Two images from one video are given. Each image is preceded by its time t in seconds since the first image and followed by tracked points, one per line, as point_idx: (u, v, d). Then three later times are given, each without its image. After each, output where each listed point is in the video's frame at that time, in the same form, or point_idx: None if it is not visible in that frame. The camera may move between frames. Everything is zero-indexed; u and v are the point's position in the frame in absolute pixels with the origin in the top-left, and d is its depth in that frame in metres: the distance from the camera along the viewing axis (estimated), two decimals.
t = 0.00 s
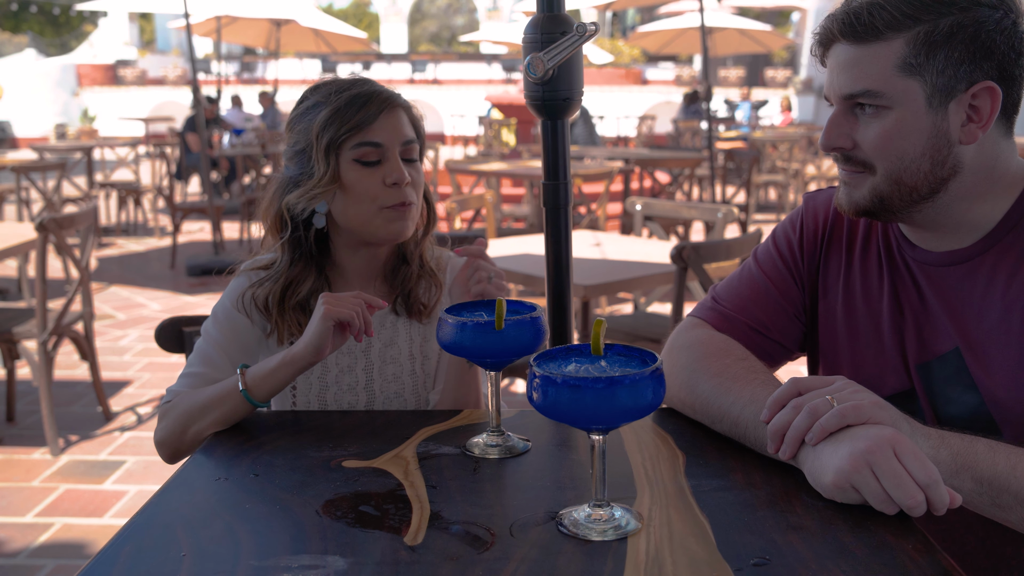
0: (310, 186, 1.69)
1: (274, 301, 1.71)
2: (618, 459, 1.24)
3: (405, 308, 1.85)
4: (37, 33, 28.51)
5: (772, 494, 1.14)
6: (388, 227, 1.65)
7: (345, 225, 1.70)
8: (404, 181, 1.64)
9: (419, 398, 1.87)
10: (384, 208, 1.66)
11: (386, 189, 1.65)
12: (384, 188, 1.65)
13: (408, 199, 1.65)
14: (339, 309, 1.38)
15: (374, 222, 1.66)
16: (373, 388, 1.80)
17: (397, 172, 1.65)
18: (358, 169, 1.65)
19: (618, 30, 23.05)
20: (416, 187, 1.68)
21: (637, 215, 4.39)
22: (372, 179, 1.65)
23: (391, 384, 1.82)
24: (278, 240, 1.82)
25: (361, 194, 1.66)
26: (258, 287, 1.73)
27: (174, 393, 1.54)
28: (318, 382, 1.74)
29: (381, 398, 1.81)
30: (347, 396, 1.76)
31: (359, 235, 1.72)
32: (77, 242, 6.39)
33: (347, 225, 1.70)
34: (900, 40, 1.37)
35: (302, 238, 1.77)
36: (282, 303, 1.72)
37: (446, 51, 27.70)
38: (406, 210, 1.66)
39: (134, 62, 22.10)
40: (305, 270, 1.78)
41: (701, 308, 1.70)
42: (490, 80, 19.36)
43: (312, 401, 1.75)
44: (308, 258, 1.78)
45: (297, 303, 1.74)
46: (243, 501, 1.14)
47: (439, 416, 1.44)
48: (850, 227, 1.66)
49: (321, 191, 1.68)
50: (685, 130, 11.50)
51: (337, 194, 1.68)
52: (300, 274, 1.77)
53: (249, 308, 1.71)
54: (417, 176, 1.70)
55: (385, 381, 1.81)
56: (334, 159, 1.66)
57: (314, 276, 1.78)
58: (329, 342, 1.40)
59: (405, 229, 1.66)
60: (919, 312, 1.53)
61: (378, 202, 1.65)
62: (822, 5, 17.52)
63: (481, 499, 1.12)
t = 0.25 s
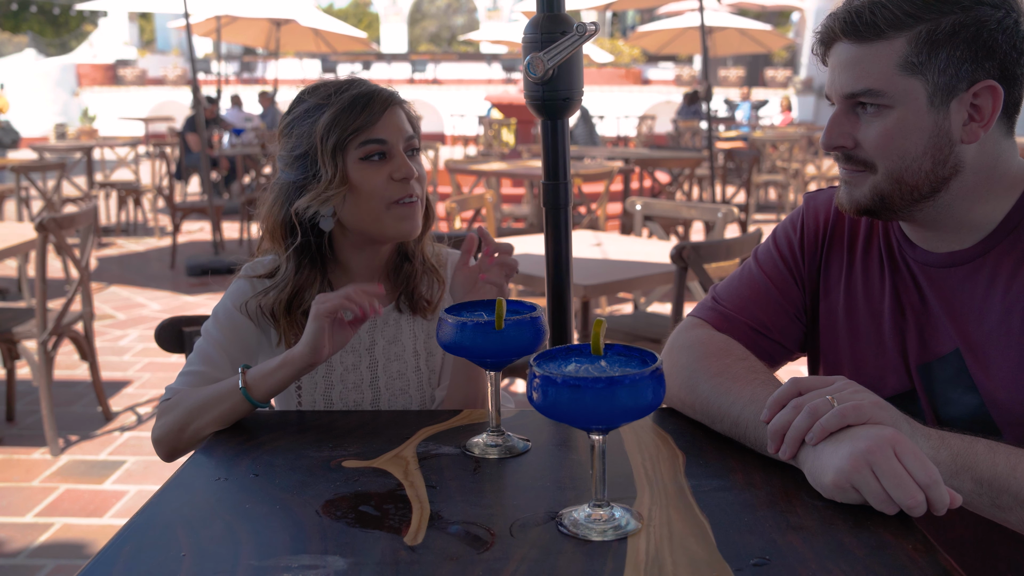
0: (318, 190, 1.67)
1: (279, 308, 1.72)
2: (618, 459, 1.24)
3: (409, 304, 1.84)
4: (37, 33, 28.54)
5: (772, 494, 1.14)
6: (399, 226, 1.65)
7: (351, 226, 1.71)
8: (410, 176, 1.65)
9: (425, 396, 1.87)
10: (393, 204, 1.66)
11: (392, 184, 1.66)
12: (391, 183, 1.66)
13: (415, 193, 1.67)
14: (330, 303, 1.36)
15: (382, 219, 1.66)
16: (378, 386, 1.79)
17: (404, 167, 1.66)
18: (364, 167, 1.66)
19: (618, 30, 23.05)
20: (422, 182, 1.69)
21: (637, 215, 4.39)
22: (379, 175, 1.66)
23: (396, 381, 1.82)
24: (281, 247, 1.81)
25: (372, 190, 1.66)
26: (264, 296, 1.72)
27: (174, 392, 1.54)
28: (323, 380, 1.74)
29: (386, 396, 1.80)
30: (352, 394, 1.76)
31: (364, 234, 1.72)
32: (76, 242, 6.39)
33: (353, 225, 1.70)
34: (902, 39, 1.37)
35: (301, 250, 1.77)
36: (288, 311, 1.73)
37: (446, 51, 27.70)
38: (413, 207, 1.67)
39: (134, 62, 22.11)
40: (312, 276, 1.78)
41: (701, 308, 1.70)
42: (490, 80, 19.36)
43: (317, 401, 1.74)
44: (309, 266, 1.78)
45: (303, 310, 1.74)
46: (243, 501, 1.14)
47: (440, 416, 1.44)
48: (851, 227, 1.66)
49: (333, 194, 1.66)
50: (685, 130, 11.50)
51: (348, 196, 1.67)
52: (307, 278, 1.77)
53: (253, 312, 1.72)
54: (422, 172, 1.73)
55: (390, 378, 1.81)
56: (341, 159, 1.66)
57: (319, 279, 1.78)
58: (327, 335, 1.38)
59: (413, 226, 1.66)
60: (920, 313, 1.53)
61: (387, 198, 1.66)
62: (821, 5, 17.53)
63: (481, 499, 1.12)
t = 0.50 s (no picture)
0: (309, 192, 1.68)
1: (276, 310, 1.71)
2: (619, 459, 1.24)
3: (410, 309, 1.83)
4: (37, 32, 28.59)
5: (772, 494, 1.14)
6: (388, 226, 1.65)
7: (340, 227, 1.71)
8: (396, 176, 1.65)
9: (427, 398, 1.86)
10: (377, 206, 1.65)
11: (376, 186, 1.65)
12: (374, 184, 1.65)
13: (402, 196, 1.66)
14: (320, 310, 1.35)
15: (370, 218, 1.66)
16: (380, 387, 1.79)
17: (387, 168, 1.66)
18: (352, 169, 1.65)
19: (618, 30, 23.05)
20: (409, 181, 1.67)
21: (637, 215, 4.39)
22: (361, 176, 1.65)
23: (397, 383, 1.81)
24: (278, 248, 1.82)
25: (356, 192, 1.65)
26: (259, 296, 1.72)
27: (173, 393, 1.53)
28: (324, 383, 1.74)
29: (388, 397, 1.80)
30: (353, 396, 1.77)
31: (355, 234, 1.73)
32: (76, 242, 6.39)
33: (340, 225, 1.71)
34: (902, 37, 1.37)
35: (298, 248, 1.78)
36: (286, 311, 1.73)
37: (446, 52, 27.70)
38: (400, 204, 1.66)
39: (134, 62, 22.13)
40: (307, 275, 1.78)
41: (701, 308, 1.70)
42: (490, 80, 19.36)
43: (318, 402, 1.75)
44: (304, 264, 1.78)
45: (300, 309, 1.74)
46: (243, 501, 1.14)
47: (440, 416, 1.44)
48: (851, 228, 1.66)
49: (322, 196, 1.67)
50: (685, 130, 11.50)
51: (334, 198, 1.68)
52: (303, 278, 1.77)
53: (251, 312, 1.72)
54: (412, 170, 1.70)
55: (392, 380, 1.81)
56: (331, 162, 1.66)
57: (314, 278, 1.79)
58: (325, 341, 1.38)
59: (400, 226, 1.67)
60: (920, 313, 1.53)
61: (370, 201, 1.65)
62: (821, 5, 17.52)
63: (480, 499, 1.12)
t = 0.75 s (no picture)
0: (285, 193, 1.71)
1: (274, 307, 1.72)
2: (619, 459, 1.24)
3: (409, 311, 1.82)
4: (37, 32, 28.63)
5: (773, 494, 1.14)
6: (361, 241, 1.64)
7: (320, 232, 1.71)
8: (366, 181, 1.64)
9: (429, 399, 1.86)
10: (350, 214, 1.66)
11: (348, 191, 1.65)
12: (345, 189, 1.65)
13: (377, 203, 1.65)
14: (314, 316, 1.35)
15: (344, 226, 1.66)
16: (381, 388, 1.79)
17: (358, 173, 1.65)
18: (325, 172, 1.66)
19: (618, 30, 23.05)
20: (384, 189, 1.66)
21: (638, 215, 4.39)
22: (333, 179, 1.65)
23: (399, 384, 1.81)
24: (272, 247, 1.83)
25: (327, 196, 1.66)
26: (256, 294, 1.73)
27: (173, 394, 1.53)
28: (325, 384, 1.75)
29: (390, 398, 1.80)
30: (355, 397, 1.77)
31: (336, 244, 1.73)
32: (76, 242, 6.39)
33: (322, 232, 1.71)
34: (902, 37, 1.37)
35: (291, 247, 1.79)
36: (282, 309, 1.73)
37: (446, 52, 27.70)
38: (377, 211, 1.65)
39: (135, 62, 22.14)
40: (300, 273, 1.79)
41: (701, 307, 1.70)
42: (491, 80, 19.36)
43: (319, 402, 1.75)
44: (297, 263, 1.79)
45: (294, 304, 1.74)
46: (243, 501, 1.14)
47: (441, 416, 1.44)
48: (851, 228, 1.66)
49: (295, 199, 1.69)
50: (686, 131, 11.50)
51: (308, 200, 1.70)
52: (297, 278, 1.78)
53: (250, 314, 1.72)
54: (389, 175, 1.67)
55: (394, 381, 1.81)
56: (303, 164, 1.67)
57: (308, 278, 1.79)
58: (320, 345, 1.38)
59: (377, 239, 1.66)
60: (920, 313, 1.53)
61: (343, 211, 1.65)
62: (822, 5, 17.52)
63: (481, 499, 1.12)
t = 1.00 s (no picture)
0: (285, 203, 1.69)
1: (274, 306, 1.71)
2: (619, 459, 1.24)
3: (410, 313, 1.82)
4: (38, 32, 28.67)
5: (773, 494, 1.13)
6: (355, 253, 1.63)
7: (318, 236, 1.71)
8: (367, 197, 1.63)
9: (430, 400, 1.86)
10: (348, 227, 1.64)
11: (349, 206, 1.64)
12: (346, 203, 1.64)
13: (372, 217, 1.64)
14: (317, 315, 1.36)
15: (341, 235, 1.65)
16: (381, 388, 1.79)
17: (359, 188, 1.64)
18: (326, 184, 1.64)
19: (618, 30, 23.06)
20: (382, 204, 1.66)
21: (637, 215, 4.39)
22: (334, 192, 1.64)
23: (399, 384, 1.81)
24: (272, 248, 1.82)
25: (328, 207, 1.65)
26: (256, 295, 1.73)
27: (173, 394, 1.53)
28: (326, 384, 1.75)
29: (390, 399, 1.80)
30: (355, 397, 1.77)
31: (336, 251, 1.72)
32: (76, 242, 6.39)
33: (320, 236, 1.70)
34: (905, 35, 1.37)
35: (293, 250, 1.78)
36: (282, 308, 1.72)
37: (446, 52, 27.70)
38: (377, 225, 1.65)
39: (135, 62, 22.15)
40: (301, 273, 1.78)
41: (701, 307, 1.70)
42: (491, 80, 19.36)
43: (319, 402, 1.76)
44: (298, 264, 1.78)
45: (294, 303, 1.74)
46: (243, 501, 1.14)
47: (441, 416, 1.44)
48: (850, 227, 1.66)
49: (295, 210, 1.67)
50: (686, 131, 11.51)
51: (309, 210, 1.68)
52: (297, 279, 1.77)
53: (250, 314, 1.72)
54: (388, 187, 1.66)
55: (394, 382, 1.81)
56: (305, 176, 1.66)
57: (309, 279, 1.79)
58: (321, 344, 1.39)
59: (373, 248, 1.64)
60: (920, 311, 1.53)
61: (342, 221, 1.64)
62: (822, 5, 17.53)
63: (481, 499, 1.12)
